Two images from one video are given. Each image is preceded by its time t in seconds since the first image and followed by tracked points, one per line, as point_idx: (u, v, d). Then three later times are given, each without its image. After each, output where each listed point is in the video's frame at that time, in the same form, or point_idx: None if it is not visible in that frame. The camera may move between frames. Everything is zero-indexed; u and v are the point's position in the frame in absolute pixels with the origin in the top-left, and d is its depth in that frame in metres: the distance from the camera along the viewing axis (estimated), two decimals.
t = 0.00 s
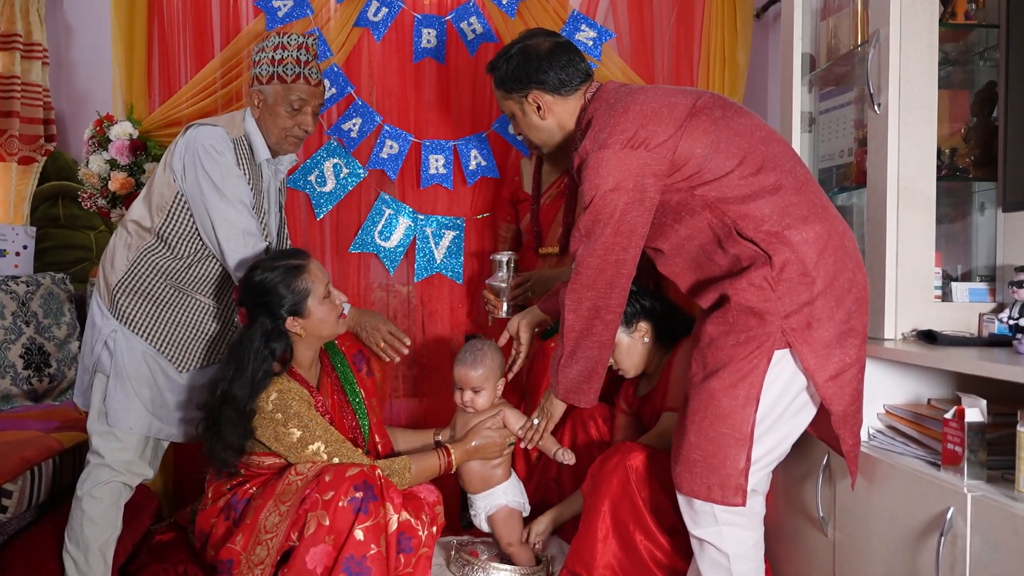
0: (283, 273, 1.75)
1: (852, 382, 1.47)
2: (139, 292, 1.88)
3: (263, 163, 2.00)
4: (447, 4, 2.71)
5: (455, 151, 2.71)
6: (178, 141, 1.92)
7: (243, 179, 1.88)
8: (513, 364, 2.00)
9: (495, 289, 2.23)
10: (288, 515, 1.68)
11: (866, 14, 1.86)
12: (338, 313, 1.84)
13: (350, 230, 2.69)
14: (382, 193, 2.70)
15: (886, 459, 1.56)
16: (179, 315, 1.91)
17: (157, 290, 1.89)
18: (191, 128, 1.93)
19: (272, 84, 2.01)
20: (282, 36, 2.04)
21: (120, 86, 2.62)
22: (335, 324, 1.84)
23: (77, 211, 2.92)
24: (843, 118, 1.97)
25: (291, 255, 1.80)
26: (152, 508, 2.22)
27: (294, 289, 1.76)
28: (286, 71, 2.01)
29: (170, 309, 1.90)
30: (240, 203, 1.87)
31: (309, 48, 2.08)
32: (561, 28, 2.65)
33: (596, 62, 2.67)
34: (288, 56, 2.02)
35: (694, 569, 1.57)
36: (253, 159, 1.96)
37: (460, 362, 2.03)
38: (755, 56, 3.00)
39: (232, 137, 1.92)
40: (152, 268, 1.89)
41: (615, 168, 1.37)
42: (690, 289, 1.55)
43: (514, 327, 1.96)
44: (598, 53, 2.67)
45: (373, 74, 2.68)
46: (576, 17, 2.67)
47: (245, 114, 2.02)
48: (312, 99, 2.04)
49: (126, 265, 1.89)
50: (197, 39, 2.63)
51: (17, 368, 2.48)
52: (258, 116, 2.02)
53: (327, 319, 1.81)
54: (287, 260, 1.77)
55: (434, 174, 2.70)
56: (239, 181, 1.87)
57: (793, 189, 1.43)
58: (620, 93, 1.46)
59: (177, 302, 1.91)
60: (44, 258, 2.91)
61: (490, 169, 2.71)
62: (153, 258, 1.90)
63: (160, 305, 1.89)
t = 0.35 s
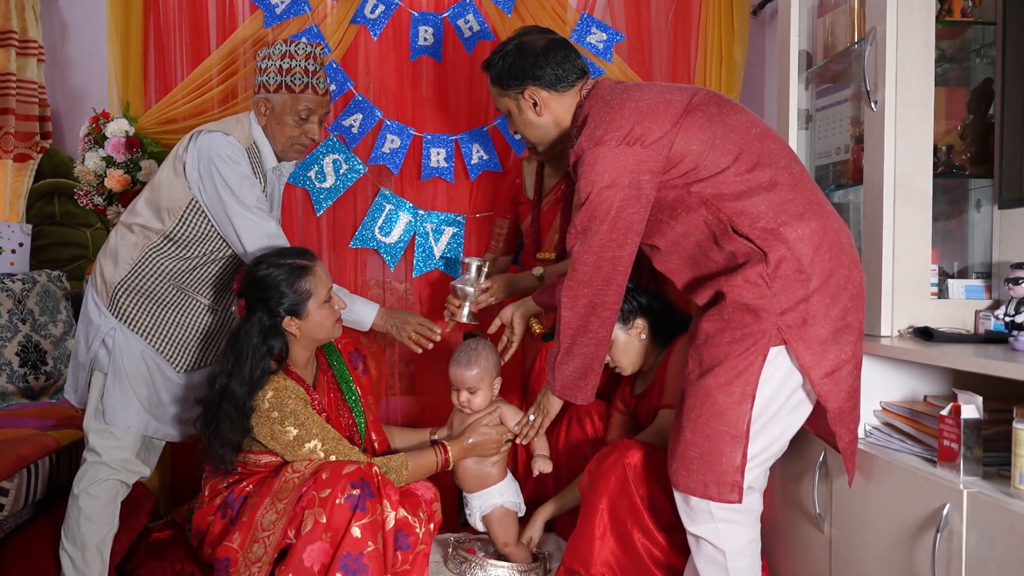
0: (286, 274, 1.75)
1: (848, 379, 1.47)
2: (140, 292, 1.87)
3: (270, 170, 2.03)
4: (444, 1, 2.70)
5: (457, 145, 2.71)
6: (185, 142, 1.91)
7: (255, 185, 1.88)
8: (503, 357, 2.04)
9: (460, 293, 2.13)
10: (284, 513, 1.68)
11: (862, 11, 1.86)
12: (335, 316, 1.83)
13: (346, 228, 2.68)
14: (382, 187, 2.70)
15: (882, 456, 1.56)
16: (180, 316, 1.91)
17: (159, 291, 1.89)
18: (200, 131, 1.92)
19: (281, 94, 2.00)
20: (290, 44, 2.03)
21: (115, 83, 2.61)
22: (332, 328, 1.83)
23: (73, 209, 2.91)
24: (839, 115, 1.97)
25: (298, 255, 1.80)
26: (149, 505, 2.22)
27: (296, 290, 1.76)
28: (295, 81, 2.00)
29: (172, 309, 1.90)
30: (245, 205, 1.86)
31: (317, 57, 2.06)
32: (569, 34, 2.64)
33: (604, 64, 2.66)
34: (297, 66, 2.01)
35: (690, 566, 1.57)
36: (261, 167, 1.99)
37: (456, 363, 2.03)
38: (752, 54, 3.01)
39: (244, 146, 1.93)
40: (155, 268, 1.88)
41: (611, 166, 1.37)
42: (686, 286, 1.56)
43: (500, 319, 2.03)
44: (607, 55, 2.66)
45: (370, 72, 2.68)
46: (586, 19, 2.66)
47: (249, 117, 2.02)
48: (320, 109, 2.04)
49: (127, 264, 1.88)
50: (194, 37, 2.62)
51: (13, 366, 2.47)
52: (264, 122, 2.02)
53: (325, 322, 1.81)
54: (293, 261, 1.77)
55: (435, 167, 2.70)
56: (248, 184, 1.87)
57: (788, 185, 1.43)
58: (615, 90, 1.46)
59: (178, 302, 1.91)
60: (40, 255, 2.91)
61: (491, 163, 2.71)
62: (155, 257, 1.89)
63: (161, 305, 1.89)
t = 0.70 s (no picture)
0: (287, 279, 1.75)
1: (849, 378, 1.47)
2: (144, 293, 1.87)
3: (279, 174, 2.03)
4: (442, 1, 2.70)
5: (455, 145, 2.71)
6: (194, 145, 1.92)
7: (262, 189, 1.89)
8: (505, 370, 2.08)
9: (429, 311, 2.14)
10: (283, 513, 1.68)
11: (860, 11, 1.86)
12: (333, 322, 1.83)
13: (344, 228, 2.68)
14: (381, 187, 2.70)
15: (880, 455, 1.56)
16: (184, 318, 1.91)
17: (162, 293, 1.89)
18: (210, 134, 1.93)
19: (291, 101, 2.02)
20: (301, 53, 2.07)
21: (113, 85, 2.61)
22: (329, 333, 1.83)
23: (71, 208, 2.91)
24: (837, 115, 1.97)
25: (300, 259, 1.79)
26: (148, 505, 2.21)
27: (297, 294, 1.76)
28: (306, 89, 2.03)
29: (175, 311, 1.90)
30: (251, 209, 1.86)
31: (328, 67, 2.11)
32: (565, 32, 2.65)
33: (601, 62, 2.66)
34: (308, 75, 2.05)
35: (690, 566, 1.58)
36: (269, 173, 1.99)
37: (457, 364, 2.02)
38: (750, 54, 3.01)
39: (254, 152, 1.94)
40: (158, 270, 1.88)
41: (611, 168, 1.37)
42: (687, 286, 1.56)
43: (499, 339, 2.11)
44: (604, 54, 2.66)
45: (369, 72, 2.68)
46: (581, 18, 2.66)
47: (255, 122, 2.03)
48: (328, 118, 2.06)
49: (131, 265, 1.87)
50: (192, 36, 2.62)
51: (11, 366, 2.47)
52: (272, 129, 2.03)
53: (322, 328, 1.80)
54: (295, 266, 1.77)
55: (433, 169, 2.69)
56: (256, 188, 1.87)
57: (788, 185, 1.43)
58: (613, 93, 1.46)
59: (181, 304, 1.91)
60: (38, 255, 2.90)
61: (491, 166, 2.70)
62: (159, 259, 1.88)
63: (165, 307, 1.89)
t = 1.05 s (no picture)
0: (282, 283, 1.75)
1: (850, 378, 1.47)
2: (145, 293, 1.87)
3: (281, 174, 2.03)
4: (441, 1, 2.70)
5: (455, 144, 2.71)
6: (198, 145, 1.92)
7: (265, 190, 1.89)
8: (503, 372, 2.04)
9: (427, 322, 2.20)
10: (282, 514, 1.68)
11: (859, 11, 1.86)
12: (328, 325, 1.83)
13: (343, 227, 2.67)
14: (379, 188, 2.70)
15: (879, 455, 1.56)
16: (184, 318, 1.91)
17: (164, 292, 1.89)
18: (214, 134, 1.93)
19: (295, 101, 2.02)
20: (305, 53, 2.05)
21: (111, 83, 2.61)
22: (323, 336, 1.83)
23: (69, 208, 2.91)
24: (836, 116, 1.97)
25: (294, 263, 1.78)
26: (146, 506, 2.21)
27: (292, 299, 1.75)
28: (309, 89, 2.03)
29: (176, 311, 1.90)
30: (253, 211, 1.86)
31: (332, 67, 2.09)
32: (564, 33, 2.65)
33: (600, 62, 2.66)
34: (312, 75, 2.04)
35: (691, 567, 1.58)
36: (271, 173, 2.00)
37: (456, 368, 2.01)
38: (749, 54, 3.02)
39: (258, 153, 1.93)
40: (160, 269, 1.88)
41: (612, 170, 1.36)
42: (687, 287, 1.56)
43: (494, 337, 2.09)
44: (604, 53, 2.66)
45: (367, 72, 2.67)
46: (580, 18, 2.65)
47: (259, 122, 2.03)
48: (331, 118, 2.06)
49: (133, 265, 1.87)
50: (190, 36, 2.62)
51: (9, 365, 2.47)
52: (275, 129, 2.03)
53: (316, 331, 1.80)
54: (289, 270, 1.77)
55: (434, 167, 2.69)
56: (258, 190, 1.87)
57: (789, 185, 1.43)
58: (610, 95, 1.46)
59: (182, 304, 1.90)
60: (37, 255, 2.90)
61: (487, 164, 2.70)
62: (161, 259, 1.88)
63: (166, 306, 1.88)
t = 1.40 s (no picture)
0: (282, 286, 1.74)
1: (850, 379, 1.47)
2: (145, 292, 1.87)
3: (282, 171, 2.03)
4: (441, 1, 2.71)
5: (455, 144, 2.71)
6: (199, 143, 1.92)
7: (265, 190, 1.89)
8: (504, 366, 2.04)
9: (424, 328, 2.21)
10: (280, 514, 1.68)
11: (859, 13, 1.87)
12: (327, 326, 1.83)
13: (342, 226, 2.68)
14: (377, 188, 2.70)
15: (877, 456, 1.57)
16: (184, 317, 1.90)
17: (164, 292, 1.88)
18: (214, 133, 1.92)
19: (296, 99, 2.03)
20: (305, 50, 2.05)
21: (110, 82, 2.60)
22: (323, 337, 1.83)
23: (68, 207, 2.91)
24: (835, 117, 1.97)
25: (293, 265, 1.78)
26: (144, 506, 2.21)
27: (291, 302, 1.75)
28: (311, 86, 2.04)
29: (176, 310, 1.89)
30: (253, 211, 1.86)
31: (333, 64, 2.09)
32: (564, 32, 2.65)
33: (599, 62, 2.66)
34: (313, 71, 2.04)
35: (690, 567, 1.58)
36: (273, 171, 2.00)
37: (456, 365, 2.01)
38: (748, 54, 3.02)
39: (258, 151, 1.93)
40: (161, 268, 1.88)
41: (614, 171, 1.36)
42: (686, 288, 1.56)
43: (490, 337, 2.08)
44: (603, 53, 2.66)
45: (367, 72, 2.67)
46: (580, 18, 2.65)
47: (259, 119, 2.03)
48: (333, 115, 2.06)
49: (133, 264, 1.86)
50: (189, 35, 2.61)
51: (7, 365, 2.47)
52: (276, 126, 2.02)
53: (315, 333, 1.81)
54: (288, 272, 1.76)
55: (433, 167, 2.69)
56: (259, 190, 1.87)
57: (789, 185, 1.43)
58: (611, 95, 1.46)
59: (182, 303, 1.90)
60: (35, 254, 2.90)
61: (484, 164, 2.70)
62: (161, 258, 1.88)
63: (166, 305, 1.88)
